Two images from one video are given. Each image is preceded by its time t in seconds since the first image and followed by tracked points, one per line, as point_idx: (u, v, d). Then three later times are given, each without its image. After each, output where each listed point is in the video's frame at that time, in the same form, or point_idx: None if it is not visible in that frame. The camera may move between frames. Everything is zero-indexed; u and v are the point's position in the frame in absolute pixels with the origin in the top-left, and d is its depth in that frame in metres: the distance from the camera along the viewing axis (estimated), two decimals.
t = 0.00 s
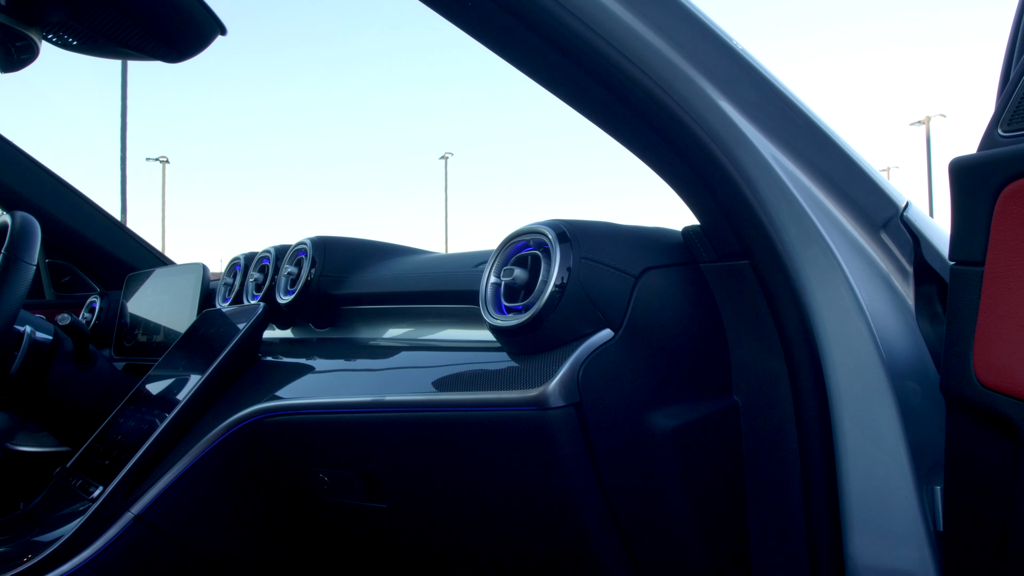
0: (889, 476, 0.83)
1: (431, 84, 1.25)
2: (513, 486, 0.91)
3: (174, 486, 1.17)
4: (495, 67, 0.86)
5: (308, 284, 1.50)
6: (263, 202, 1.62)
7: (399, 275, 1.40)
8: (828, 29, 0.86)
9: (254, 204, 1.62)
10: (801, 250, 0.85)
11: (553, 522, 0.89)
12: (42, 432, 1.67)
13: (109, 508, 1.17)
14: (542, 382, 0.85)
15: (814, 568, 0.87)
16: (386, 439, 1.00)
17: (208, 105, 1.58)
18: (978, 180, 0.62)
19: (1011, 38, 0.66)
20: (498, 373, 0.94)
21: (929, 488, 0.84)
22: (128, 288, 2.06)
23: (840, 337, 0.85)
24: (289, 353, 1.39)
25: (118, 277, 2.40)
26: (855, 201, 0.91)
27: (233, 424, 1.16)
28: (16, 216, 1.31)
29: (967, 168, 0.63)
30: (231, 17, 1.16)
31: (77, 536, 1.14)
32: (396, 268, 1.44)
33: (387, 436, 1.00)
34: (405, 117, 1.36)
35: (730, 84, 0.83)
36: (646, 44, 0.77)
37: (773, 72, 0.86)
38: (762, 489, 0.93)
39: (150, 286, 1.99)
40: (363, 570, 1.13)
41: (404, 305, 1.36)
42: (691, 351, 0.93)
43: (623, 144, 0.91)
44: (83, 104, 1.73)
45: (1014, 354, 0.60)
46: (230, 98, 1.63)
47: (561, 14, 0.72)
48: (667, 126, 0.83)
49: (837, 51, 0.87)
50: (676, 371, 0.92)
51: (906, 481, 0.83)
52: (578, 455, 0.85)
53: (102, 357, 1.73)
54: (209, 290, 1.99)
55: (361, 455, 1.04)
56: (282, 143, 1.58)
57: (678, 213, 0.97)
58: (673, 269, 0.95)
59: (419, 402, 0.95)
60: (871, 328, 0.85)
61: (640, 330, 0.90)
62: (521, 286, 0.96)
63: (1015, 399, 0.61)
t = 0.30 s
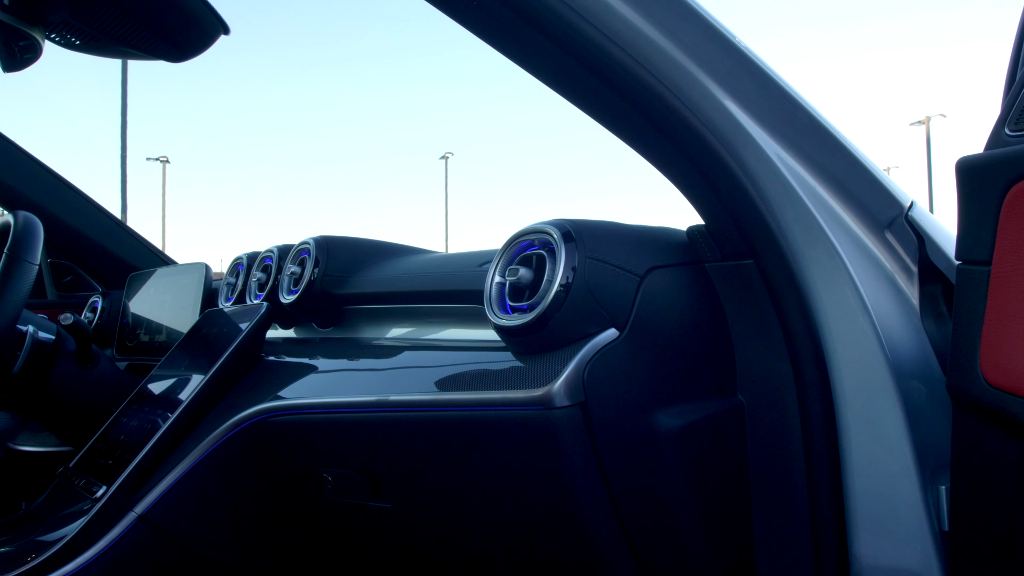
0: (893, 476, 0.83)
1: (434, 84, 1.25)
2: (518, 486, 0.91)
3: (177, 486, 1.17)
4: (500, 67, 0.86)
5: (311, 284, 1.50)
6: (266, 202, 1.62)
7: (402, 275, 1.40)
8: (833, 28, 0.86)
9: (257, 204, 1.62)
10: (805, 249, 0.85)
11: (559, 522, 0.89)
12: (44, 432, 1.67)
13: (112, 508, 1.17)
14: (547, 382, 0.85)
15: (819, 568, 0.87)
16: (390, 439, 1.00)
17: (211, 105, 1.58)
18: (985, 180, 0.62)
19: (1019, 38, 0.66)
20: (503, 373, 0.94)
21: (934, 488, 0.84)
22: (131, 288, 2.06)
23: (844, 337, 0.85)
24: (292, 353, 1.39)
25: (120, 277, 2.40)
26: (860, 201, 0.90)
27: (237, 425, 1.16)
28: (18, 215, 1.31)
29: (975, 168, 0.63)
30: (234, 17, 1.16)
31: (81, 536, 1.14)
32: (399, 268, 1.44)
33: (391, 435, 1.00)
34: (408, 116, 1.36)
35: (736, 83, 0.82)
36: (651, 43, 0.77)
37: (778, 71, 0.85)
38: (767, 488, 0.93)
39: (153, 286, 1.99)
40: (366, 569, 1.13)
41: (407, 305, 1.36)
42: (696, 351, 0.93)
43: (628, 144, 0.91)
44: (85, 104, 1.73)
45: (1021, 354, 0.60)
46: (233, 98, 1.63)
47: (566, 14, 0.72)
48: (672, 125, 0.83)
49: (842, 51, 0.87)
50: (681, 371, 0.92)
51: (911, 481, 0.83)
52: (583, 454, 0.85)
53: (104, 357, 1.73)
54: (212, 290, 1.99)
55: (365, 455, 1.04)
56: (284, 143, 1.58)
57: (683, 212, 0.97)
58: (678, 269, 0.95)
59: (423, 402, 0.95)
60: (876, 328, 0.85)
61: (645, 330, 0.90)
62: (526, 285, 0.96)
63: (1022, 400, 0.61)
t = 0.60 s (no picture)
0: (898, 476, 0.83)
1: (438, 84, 1.25)
2: (523, 486, 0.91)
3: (180, 486, 1.16)
4: (505, 67, 0.86)
5: (314, 284, 1.50)
6: (268, 201, 1.62)
7: (406, 274, 1.40)
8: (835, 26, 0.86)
9: (260, 204, 1.62)
10: (811, 250, 0.85)
11: (563, 522, 0.89)
12: (46, 432, 1.67)
13: (116, 508, 1.17)
14: (552, 381, 0.85)
15: (824, 568, 0.87)
16: (395, 439, 1.00)
17: (213, 104, 1.58)
18: (993, 179, 0.62)
19: None
20: (508, 373, 0.94)
21: (939, 488, 0.84)
22: (133, 288, 2.06)
23: (849, 338, 0.85)
24: (296, 353, 1.39)
25: (122, 277, 2.40)
26: (864, 201, 0.90)
27: (240, 424, 1.16)
28: (20, 215, 1.30)
29: (981, 168, 0.63)
30: (237, 16, 1.16)
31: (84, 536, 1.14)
32: (403, 268, 1.44)
33: (396, 435, 1.00)
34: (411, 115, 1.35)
35: (740, 82, 0.82)
36: (656, 43, 0.77)
37: (783, 71, 0.85)
38: (772, 488, 0.93)
39: (155, 286, 1.99)
40: (370, 569, 1.13)
41: (411, 305, 1.36)
42: (700, 350, 0.93)
43: (633, 144, 0.90)
44: (87, 104, 1.73)
45: None
46: (235, 97, 1.63)
47: (572, 14, 0.72)
48: (677, 125, 0.83)
49: (846, 50, 0.87)
50: (686, 371, 0.92)
51: (916, 481, 0.83)
52: (589, 454, 0.85)
53: (107, 357, 1.72)
54: (214, 290, 1.99)
55: (369, 455, 1.04)
56: (286, 142, 1.57)
57: (688, 212, 0.97)
58: (683, 269, 0.95)
59: (428, 401, 0.95)
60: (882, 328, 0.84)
61: (650, 330, 0.90)
62: (530, 285, 0.96)
63: None
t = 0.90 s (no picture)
0: (903, 476, 0.83)
1: (441, 83, 1.25)
2: (527, 485, 0.91)
3: (184, 485, 1.16)
4: (509, 66, 0.86)
5: (317, 284, 1.50)
6: (270, 201, 1.62)
7: (409, 274, 1.40)
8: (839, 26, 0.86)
9: (262, 203, 1.62)
10: (816, 250, 0.85)
11: (567, 521, 0.89)
12: (48, 432, 1.67)
13: (120, 506, 1.17)
14: (557, 381, 0.85)
15: (829, 568, 0.87)
16: (399, 438, 1.00)
17: (214, 103, 1.58)
18: (1000, 179, 0.62)
19: None
20: (513, 373, 0.94)
21: (944, 487, 0.84)
22: (134, 288, 2.06)
23: (855, 338, 0.85)
24: (299, 353, 1.39)
25: (124, 277, 2.40)
26: (869, 200, 0.90)
27: (243, 424, 1.16)
28: (23, 215, 1.30)
29: (989, 167, 0.63)
30: (239, 16, 1.16)
31: (88, 535, 1.14)
32: (406, 267, 1.43)
33: (400, 435, 1.00)
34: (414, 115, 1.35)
35: (745, 81, 0.82)
36: (661, 43, 0.77)
37: (788, 70, 0.85)
38: (776, 487, 0.93)
39: (157, 286, 1.99)
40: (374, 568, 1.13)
41: (414, 305, 1.36)
42: (705, 350, 0.93)
43: (638, 143, 0.90)
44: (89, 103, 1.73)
45: None
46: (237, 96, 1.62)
47: (578, 14, 0.72)
48: (682, 125, 0.83)
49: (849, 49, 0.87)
50: (691, 371, 0.92)
51: (921, 481, 0.83)
52: (594, 454, 0.85)
53: (109, 357, 1.72)
54: (216, 290, 1.99)
55: (373, 454, 1.04)
56: (288, 141, 1.57)
57: (693, 212, 0.97)
58: (688, 269, 0.95)
59: (432, 401, 0.95)
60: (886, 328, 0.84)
61: (655, 330, 0.90)
62: (535, 284, 0.96)
63: None
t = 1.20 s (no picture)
0: (907, 476, 0.83)
1: (444, 83, 1.25)
2: (531, 484, 0.91)
3: (187, 485, 1.16)
4: (513, 66, 0.86)
5: (320, 284, 1.50)
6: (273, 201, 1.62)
7: (412, 274, 1.39)
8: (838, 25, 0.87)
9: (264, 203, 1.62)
10: (820, 249, 0.85)
11: (572, 521, 0.89)
12: (49, 432, 1.67)
13: (123, 506, 1.17)
14: (562, 381, 0.85)
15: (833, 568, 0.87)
16: (403, 438, 1.00)
17: (217, 102, 1.58)
18: (1008, 177, 0.62)
19: None
20: (517, 372, 0.94)
21: (948, 487, 0.84)
22: (136, 288, 2.06)
23: (859, 337, 0.85)
24: (301, 352, 1.39)
25: (125, 277, 2.40)
26: (873, 200, 0.90)
27: (246, 424, 1.15)
28: (25, 215, 1.30)
29: (996, 166, 0.63)
30: (242, 15, 1.16)
31: (91, 535, 1.14)
32: (409, 267, 1.43)
33: (404, 435, 1.00)
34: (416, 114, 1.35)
35: (750, 81, 0.82)
36: (667, 42, 0.77)
37: (792, 69, 0.85)
38: (780, 487, 0.93)
39: (159, 286, 1.99)
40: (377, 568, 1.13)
41: (418, 304, 1.35)
42: (710, 349, 0.93)
43: (642, 142, 0.90)
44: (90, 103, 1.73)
45: None
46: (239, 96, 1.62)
47: (584, 13, 0.72)
48: (687, 125, 0.82)
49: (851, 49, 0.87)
50: (696, 371, 0.92)
51: (925, 480, 0.83)
52: (599, 454, 0.85)
53: (111, 356, 1.72)
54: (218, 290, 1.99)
55: (377, 454, 1.04)
56: (291, 140, 1.57)
57: (697, 211, 0.96)
58: (692, 269, 0.94)
59: (436, 401, 0.95)
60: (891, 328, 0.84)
61: (659, 329, 0.90)
62: (540, 284, 0.96)
63: None
